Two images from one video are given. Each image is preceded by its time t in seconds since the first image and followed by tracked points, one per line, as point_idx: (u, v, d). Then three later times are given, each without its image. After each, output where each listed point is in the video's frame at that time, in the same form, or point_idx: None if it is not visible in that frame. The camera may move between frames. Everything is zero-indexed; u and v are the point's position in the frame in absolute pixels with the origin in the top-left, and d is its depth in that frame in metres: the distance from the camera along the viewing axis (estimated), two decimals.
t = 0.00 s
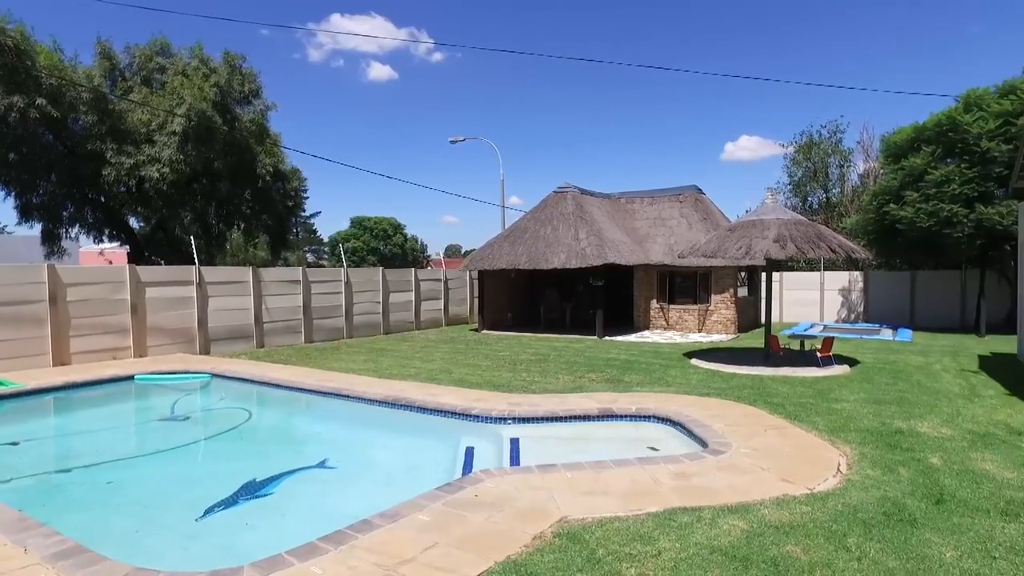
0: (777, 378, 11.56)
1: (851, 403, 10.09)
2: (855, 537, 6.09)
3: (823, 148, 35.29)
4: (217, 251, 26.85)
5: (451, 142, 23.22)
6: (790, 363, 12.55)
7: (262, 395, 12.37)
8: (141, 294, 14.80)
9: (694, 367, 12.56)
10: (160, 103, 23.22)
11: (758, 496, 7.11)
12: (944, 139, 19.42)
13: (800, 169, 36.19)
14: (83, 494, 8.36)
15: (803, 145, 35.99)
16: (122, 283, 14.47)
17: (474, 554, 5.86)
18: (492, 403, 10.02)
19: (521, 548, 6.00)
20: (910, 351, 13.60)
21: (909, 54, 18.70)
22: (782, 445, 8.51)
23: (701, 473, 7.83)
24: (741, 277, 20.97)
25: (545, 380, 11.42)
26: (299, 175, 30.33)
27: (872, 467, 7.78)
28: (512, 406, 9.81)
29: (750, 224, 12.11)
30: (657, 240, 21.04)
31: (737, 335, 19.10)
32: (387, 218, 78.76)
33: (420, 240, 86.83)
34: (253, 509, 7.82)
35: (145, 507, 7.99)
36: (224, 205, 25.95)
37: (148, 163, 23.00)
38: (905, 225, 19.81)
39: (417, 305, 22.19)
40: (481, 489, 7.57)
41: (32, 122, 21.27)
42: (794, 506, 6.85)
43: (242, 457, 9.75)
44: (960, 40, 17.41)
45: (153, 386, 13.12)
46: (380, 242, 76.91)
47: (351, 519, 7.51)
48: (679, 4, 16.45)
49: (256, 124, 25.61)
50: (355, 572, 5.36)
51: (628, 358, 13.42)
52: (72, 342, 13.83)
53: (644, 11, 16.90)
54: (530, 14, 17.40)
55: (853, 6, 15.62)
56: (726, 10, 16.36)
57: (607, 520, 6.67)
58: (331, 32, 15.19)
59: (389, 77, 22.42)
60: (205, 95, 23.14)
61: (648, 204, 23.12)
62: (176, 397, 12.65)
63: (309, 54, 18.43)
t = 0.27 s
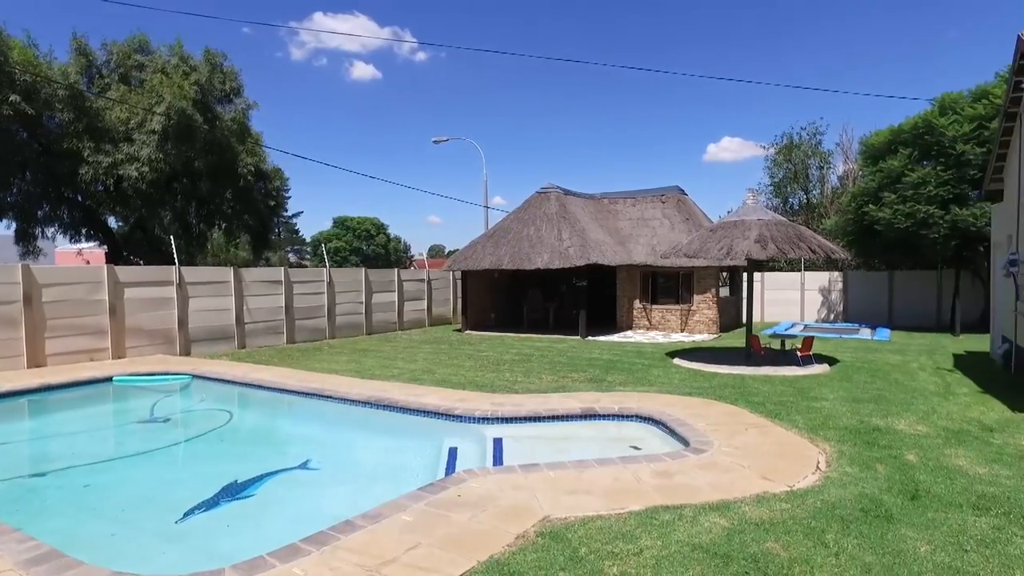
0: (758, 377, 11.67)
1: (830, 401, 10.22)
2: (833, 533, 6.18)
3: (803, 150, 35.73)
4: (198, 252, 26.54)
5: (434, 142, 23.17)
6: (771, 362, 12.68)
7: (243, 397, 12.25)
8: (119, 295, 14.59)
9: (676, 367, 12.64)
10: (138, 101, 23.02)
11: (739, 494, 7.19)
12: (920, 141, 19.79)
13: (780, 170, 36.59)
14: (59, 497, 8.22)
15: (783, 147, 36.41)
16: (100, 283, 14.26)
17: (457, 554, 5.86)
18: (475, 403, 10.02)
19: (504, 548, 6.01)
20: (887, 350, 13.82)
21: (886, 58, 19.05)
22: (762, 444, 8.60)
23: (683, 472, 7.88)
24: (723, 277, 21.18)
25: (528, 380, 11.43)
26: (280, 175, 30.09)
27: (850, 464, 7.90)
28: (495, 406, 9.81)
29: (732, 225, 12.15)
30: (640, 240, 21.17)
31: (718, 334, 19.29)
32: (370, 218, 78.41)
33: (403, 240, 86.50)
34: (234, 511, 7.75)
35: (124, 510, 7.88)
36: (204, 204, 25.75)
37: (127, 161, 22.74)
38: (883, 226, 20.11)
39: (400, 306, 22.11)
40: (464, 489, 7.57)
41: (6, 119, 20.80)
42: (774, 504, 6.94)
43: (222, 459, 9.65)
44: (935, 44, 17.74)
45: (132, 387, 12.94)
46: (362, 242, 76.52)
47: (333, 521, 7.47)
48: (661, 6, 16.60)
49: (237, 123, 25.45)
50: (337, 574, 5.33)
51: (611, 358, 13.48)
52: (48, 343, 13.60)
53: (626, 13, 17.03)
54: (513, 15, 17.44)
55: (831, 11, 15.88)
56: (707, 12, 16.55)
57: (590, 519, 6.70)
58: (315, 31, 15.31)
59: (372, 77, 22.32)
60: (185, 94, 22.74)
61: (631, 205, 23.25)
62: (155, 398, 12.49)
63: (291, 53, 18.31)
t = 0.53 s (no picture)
0: (735, 376, 11.79)
1: (806, 399, 10.35)
2: (808, 529, 6.28)
3: (781, 151, 36.18)
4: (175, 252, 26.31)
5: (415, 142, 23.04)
6: (749, 361, 12.82)
7: (222, 398, 12.11)
8: (93, 295, 14.34)
9: (656, 366, 12.73)
10: (113, 98, 22.36)
11: (717, 492, 7.27)
12: (894, 144, 20.16)
13: (759, 171, 37.00)
14: (31, 502, 8.06)
15: (762, 148, 36.84)
16: (73, 284, 13.99)
17: (437, 554, 5.86)
18: (455, 404, 10.00)
19: (484, 547, 6.02)
20: (863, 349, 14.04)
21: (861, 62, 19.38)
22: (740, 442, 8.69)
23: (662, 471, 7.95)
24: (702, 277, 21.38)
25: (509, 380, 11.45)
26: (259, 173, 29.75)
27: (826, 461, 8.02)
28: (475, 406, 9.80)
29: (711, 225, 12.17)
30: (620, 241, 21.29)
31: (698, 334, 19.48)
32: (350, 218, 77.92)
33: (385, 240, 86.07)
34: (211, 513, 7.66)
35: (98, 515, 7.75)
36: (182, 204, 25.39)
37: (102, 160, 22.32)
38: (858, 227, 20.44)
39: (381, 306, 22.02)
40: (444, 489, 7.57)
41: None
42: (752, 501, 7.02)
43: (200, 461, 9.54)
44: (909, 49, 18.08)
45: (107, 390, 12.73)
46: (342, 242, 75.99)
47: (313, 522, 7.41)
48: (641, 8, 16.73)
49: (215, 121, 25.23)
50: None
51: (591, 358, 13.54)
52: (20, 345, 13.33)
53: (607, 14, 17.13)
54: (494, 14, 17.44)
55: (808, 14, 16.10)
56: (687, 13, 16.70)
57: (569, 518, 6.73)
58: (294, 29, 15.15)
59: (353, 76, 22.18)
60: (162, 91, 22.15)
61: (612, 205, 23.38)
62: (131, 401, 12.31)
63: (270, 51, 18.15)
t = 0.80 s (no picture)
0: (712, 376, 11.91)
1: (782, 398, 10.49)
2: (783, 526, 6.38)
3: (758, 153, 36.65)
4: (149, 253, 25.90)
5: (395, 142, 22.92)
6: (726, 361, 12.96)
7: (197, 400, 11.96)
8: (64, 296, 14.05)
9: (634, 366, 12.82)
10: (84, 95, 21.97)
11: (694, 490, 7.35)
12: (868, 147, 20.54)
13: (737, 173, 37.44)
14: None
15: (739, 150, 37.30)
16: (43, 285, 13.71)
17: (415, 555, 5.85)
18: (435, 404, 9.98)
19: (462, 548, 6.03)
20: (838, 348, 14.26)
21: (837, 65, 19.70)
22: (717, 441, 8.78)
23: (640, 470, 8.01)
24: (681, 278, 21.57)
25: (488, 381, 11.45)
26: (236, 174, 29.75)
27: (800, 459, 8.14)
28: (455, 406, 9.79)
29: (689, 226, 12.23)
30: (599, 241, 21.40)
31: (676, 334, 19.66)
32: (329, 218, 77.40)
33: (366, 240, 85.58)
34: (186, 517, 7.57)
35: (68, 520, 7.61)
36: (156, 204, 25.13)
37: (73, 158, 21.86)
38: (833, 228, 20.78)
39: (360, 307, 21.91)
40: (423, 490, 7.56)
41: None
42: (728, 499, 7.11)
43: (175, 464, 9.41)
44: (883, 54, 18.42)
45: (78, 393, 12.49)
46: (321, 242, 75.40)
47: (289, 525, 7.35)
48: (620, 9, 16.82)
49: (190, 119, 25.03)
50: None
51: (570, 358, 13.60)
52: None
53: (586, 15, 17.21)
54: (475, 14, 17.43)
55: (785, 18, 16.32)
56: (666, 14, 16.83)
57: (547, 518, 6.77)
58: (273, 28, 15.02)
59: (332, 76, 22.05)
60: (136, 89, 21.81)
61: (591, 206, 23.51)
62: (103, 404, 12.10)
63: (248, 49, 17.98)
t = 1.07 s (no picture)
0: (689, 375, 12.02)
1: (757, 397, 10.61)
2: (757, 523, 6.46)
3: (734, 155, 37.07)
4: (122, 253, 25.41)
5: (372, 142, 22.80)
6: (702, 361, 13.09)
7: (170, 403, 11.79)
8: (32, 297, 13.74)
9: (612, 366, 12.90)
10: (52, 91, 21.63)
11: (670, 489, 7.42)
12: (841, 149, 20.91)
13: (714, 174, 37.82)
14: None
15: (716, 151, 37.69)
16: (10, 285, 13.39)
17: (391, 557, 5.83)
18: (412, 405, 9.96)
19: (438, 549, 6.01)
20: (812, 348, 14.48)
21: (811, 69, 20.02)
22: (693, 440, 8.85)
23: (617, 469, 8.06)
24: (658, 278, 21.75)
25: (466, 382, 11.44)
26: (211, 173, 29.33)
27: (775, 457, 8.25)
28: (432, 407, 9.77)
29: (666, 227, 12.31)
30: (577, 242, 21.50)
31: (654, 334, 19.83)
32: (306, 218, 76.74)
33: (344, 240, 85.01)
34: (158, 522, 7.45)
35: (35, 527, 7.45)
36: (128, 203, 24.67)
37: (40, 155, 21.60)
38: (808, 229, 21.11)
39: (337, 308, 21.78)
40: (400, 491, 7.53)
41: None
42: (703, 497, 7.19)
43: (148, 468, 9.27)
44: (857, 58, 18.76)
45: (48, 396, 12.24)
46: (298, 242, 74.68)
47: (264, 527, 7.28)
48: (599, 10, 16.91)
49: (163, 117, 24.49)
50: None
51: (548, 358, 13.64)
52: None
53: (565, 15, 17.29)
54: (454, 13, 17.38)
55: (760, 22, 16.55)
56: (644, 15, 16.97)
57: (524, 518, 6.79)
58: (249, 27, 14.96)
59: (309, 75, 21.87)
60: (107, 85, 21.33)
61: (569, 207, 23.60)
62: (73, 407, 11.87)
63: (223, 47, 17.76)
